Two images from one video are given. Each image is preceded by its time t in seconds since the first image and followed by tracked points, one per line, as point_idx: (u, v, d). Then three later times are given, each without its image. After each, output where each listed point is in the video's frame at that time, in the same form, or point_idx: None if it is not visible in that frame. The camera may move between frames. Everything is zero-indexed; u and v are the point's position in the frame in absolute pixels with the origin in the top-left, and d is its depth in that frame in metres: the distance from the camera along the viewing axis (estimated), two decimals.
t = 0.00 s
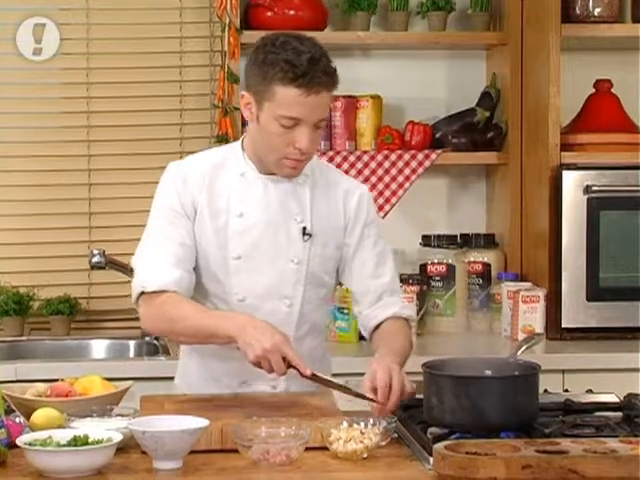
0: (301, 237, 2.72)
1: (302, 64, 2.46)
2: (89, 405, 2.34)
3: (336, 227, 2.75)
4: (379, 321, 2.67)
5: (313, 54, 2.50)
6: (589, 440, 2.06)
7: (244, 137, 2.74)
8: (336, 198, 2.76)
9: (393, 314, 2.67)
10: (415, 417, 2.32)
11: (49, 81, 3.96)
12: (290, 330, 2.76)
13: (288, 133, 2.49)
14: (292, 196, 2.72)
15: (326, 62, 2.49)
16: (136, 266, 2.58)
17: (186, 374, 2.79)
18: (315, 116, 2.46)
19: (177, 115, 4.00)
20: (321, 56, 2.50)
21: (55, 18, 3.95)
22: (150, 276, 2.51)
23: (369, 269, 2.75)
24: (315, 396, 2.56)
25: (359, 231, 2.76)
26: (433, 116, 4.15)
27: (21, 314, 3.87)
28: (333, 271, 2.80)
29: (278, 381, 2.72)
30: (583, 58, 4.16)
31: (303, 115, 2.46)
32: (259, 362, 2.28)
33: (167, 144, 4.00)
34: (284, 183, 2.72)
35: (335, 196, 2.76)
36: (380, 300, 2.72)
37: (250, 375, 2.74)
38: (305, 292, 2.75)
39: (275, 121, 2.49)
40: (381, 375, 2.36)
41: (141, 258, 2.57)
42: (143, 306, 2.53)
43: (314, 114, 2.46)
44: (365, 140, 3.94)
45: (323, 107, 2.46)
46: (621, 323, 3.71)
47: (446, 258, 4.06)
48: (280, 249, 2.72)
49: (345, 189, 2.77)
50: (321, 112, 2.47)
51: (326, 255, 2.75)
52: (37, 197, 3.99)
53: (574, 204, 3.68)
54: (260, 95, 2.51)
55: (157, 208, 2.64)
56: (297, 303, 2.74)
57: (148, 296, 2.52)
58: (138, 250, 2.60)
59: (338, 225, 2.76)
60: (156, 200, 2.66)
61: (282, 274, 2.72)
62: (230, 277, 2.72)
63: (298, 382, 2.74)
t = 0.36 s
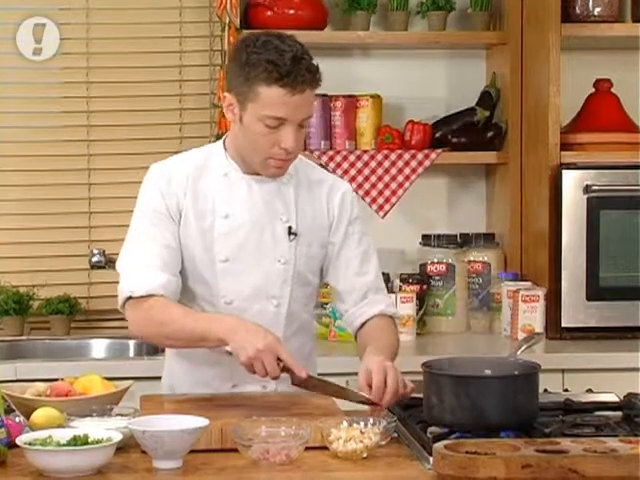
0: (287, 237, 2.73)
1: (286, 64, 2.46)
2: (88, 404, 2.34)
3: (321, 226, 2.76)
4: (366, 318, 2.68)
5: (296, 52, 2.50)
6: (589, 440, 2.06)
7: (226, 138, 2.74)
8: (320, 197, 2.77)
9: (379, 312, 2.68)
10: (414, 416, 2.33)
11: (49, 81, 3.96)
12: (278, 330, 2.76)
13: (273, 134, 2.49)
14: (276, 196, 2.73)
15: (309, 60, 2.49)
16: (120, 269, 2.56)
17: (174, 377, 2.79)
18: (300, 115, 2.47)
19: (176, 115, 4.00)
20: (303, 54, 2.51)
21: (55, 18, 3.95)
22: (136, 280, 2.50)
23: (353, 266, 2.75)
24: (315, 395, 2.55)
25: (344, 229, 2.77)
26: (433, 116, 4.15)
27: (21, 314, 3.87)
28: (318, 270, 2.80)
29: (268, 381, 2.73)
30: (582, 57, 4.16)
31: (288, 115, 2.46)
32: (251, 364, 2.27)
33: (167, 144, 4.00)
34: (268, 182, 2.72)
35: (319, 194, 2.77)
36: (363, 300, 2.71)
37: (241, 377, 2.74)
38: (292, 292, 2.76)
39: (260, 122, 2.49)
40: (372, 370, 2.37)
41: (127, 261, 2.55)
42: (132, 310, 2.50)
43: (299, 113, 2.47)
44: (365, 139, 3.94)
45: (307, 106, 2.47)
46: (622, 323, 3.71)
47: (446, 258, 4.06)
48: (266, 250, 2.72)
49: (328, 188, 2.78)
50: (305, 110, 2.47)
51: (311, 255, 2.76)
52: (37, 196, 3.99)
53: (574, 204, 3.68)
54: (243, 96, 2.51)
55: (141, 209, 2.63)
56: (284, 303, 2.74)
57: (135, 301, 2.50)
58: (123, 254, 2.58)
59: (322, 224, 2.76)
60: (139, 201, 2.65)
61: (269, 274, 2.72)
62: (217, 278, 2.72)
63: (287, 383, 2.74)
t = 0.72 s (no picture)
0: (284, 238, 2.73)
1: (282, 65, 2.46)
2: (88, 404, 2.34)
3: (318, 228, 2.76)
4: (366, 318, 2.72)
5: (292, 53, 2.50)
6: (589, 440, 2.06)
7: (224, 139, 2.74)
8: (318, 199, 2.77)
9: (379, 314, 2.73)
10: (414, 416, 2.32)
11: (50, 81, 3.96)
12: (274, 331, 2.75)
13: (269, 135, 2.49)
14: (274, 197, 2.73)
15: (306, 61, 2.49)
16: (116, 270, 2.56)
17: (170, 376, 2.78)
18: (297, 116, 2.47)
19: (176, 115, 4.00)
20: (301, 55, 2.50)
21: (55, 18, 3.95)
22: (132, 279, 2.50)
23: (354, 270, 2.78)
24: (315, 395, 2.55)
25: (342, 231, 2.77)
26: (433, 116, 4.15)
27: (21, 314, 3.86)
28: (315, 271, 2.80)
29: (263, 382, 2.75)
30: (582, 57, 4.16)
31: (285, 116, 2.46)
32: (249, 360, 2.27)
33: (167, 144, 4.00)
34: (266, 184, 2.72)
35: (318, 196, 2.77)
36: (368, 299, 2.75)
37: (236, 378, 2.75)
38: (289, 293, 2.75)
39: (257, 123, 2.49)
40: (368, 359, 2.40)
41: (123, 260, 2.55)
42: (127, 309, 2.50)
43: (296, 114, 2.46)
44: (364, 139, 3.94)
45: (304, 107, 2.47)
46: (621, 323, 3.71)
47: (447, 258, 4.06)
48: (263, 251, 2.72)
49: (326, 190, 2.78)
50: (302, 112, 2.47)
51: (308, 256, 2.76)
52: (37, 196, 3.99)
53: (573, 204, 3.68)
54: (240, 97, 2.51)
55: (137, 208, 2.63)
56: (281, 304, 2.74)
57: (131, 299, 2.50)
58: (118, 253, 2.58)
59: (320, 226, 2.76)
60: (135, 201, 2.65)
61: (265, 275, 2.72)
62: (213, 279, 2.71)
63: (284, 383, 2.75)
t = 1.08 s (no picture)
0: (292, 240, 2.72)
1: (294, 66, 2.46)
2: (88, 404, 2.34)
3: (327, 231, 2.76)
4: (378, 319, 2.72)
5: (304, 55, 2.50)
6: (589, 440, 2.06)
7: (235, 138, 2.74)
8: (328, 202, 2.76)
9: (391, 314, 2.72)
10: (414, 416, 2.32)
11: (50, 81, 3.96)
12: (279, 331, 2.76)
13: (281, 136, 2.49)
14: (283, 198, 2.73)
15: (318, 63, 2.49)
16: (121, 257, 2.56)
17: (173, 375, 2.78)
18: (309, 118, 2.46)
19: (177, 115, 4.00)
20: (313, 57, 2.51)
21: (54, 18, 3.95)
22: (137, 270, 2.50)
23: (364, 273, 2.78)
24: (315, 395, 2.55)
25: (352, 235, 2.77)
26: (433, 116, 4.15)
27: (21, 314, 3.86)
28: (322, 273, 2.80)
29: (266, 383, 2.74)
30: (582, 57, 4.16)
31: (297, 117, 2.46)
32: (257, 349, 2.29)
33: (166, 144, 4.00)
34: (275, 185, 2.72)
35: (328, 199, 2.76)
36: (378, 302, 2.75)
37: (239, 379, 2.75)
38: (295, 295, 2.75)
39: (268, 124, 2.49)
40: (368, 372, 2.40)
41: (128, 253, 2.55)
42: (129, 299, 2.49)
43: (309, 115, 2.46)
44: (365, 140, 3.94)
45: (316, 109, 2.47)
46: (621, 323, 3.71)
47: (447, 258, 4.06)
48: (271, 252, 2.72)
49: (336, 193, 2.77)
50: (314, 114, 2.47)
51: (316, 258, 2.76)
52: (37, 196, 3.99)
53: (574, 204, 3.68)
54: (253, 98, 2.51)
55: (146, 204, 2.63)
56: (287, 305, 2.74)
57: (135, 289, 2.49)
58: (123, 245, 2.58)
59: (329, 228, 2.76)
60: (144, 196, 2.65)
61: (273, 276, 2.72)
62: (220, 278, 2.72)
63: (287, 384, 2.74)
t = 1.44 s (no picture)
0: (299, 241, 2.72)
1: (301, 68, 2.46)
2: (89, 404, 2.34)
3: (334, 234, 2.75)
4: (389, 323, 2.70)
5: (312, 56, 2.49)
6: (590, 440, 2.06)
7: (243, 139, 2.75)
8: (336, 205, 2.76)
9: (404, 316, 2.70)
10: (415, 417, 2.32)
11: (51, 81, 3.96)
12: (284, 333, 2.76)
13: (289, 138, 2.50)
14: (290, 199, 2.73)
15: (326, 64, 2.49)
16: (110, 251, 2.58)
17: (183, 375, 2.79)
18: (316, 119, 2.46)
19: (177, 115, 4.00)
20: (321, 57, 2.50)
21: (54, 18, 3.95)
22: (122, 264, 2.51)
23: (374, 276, 2.76)
24: (316, 395, 2.55)
25: (360, 238, 2.76)
26: (434, 116, 4.15)
27: (22, 314, 3.86)
28: (330, 275, 2.80)
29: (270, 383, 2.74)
30: (583, 57, 4.16)
31: (304, 119, 2.46)
32: (214, 342, 2.27)
33: (167, 144, 4.00)
34: (283, 186, 2.72)
35: (337, 201, 2.76)
36: (390, 304, 2.73)
37: (242, 380, 2.74)
38: (300, 296, 2.75)
39: (276, 126, 2.49)
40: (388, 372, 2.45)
41: (115, 245, 2.57)
42: (106, 290, 2.51)
43: (316, 117, 2.46)
44: (365, 140, 3.94)
45: (323, 110, 2.46)
46: (621, 323, 3.71)
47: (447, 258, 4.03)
48: (277, 253, 2.72)
49: (344, 196, 2.77)
50: (322, 115, 2.47)
51: (323, 260, 2.75)
52: (38, 196, 3.99)
53: (575, 204, 3.68)
54: (260, 100, 2.51)
55: (146, 202, 2.64)
56: (292, 307, 2.74)
57: (113, 281, 2.51)
58: (114, 240, 2.60)
59: (336, 231, 2.76)
60: (148, 195, 2.66)
61: (279, 277, 2.72)
62: (225, 278, 2.72)
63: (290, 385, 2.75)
